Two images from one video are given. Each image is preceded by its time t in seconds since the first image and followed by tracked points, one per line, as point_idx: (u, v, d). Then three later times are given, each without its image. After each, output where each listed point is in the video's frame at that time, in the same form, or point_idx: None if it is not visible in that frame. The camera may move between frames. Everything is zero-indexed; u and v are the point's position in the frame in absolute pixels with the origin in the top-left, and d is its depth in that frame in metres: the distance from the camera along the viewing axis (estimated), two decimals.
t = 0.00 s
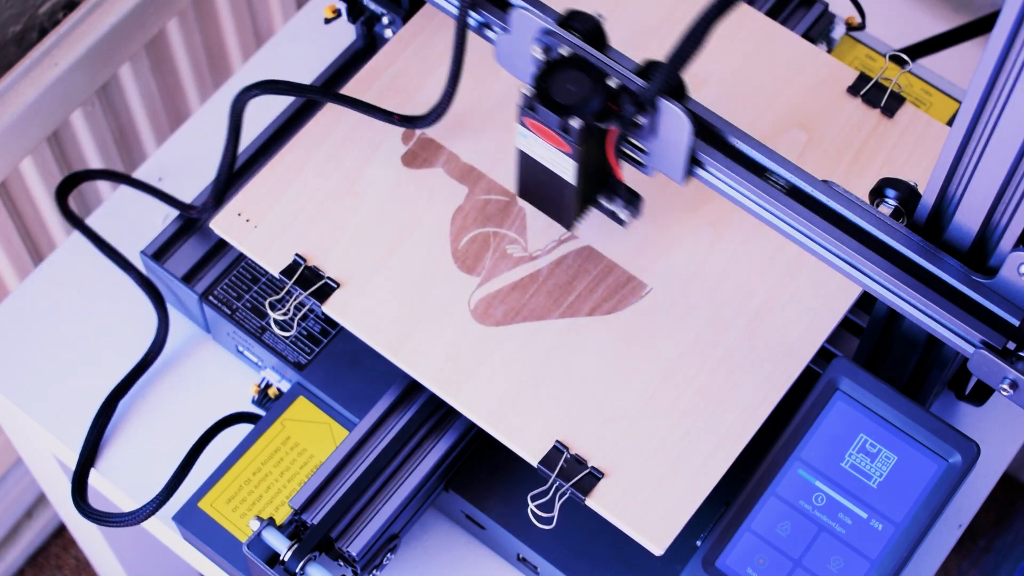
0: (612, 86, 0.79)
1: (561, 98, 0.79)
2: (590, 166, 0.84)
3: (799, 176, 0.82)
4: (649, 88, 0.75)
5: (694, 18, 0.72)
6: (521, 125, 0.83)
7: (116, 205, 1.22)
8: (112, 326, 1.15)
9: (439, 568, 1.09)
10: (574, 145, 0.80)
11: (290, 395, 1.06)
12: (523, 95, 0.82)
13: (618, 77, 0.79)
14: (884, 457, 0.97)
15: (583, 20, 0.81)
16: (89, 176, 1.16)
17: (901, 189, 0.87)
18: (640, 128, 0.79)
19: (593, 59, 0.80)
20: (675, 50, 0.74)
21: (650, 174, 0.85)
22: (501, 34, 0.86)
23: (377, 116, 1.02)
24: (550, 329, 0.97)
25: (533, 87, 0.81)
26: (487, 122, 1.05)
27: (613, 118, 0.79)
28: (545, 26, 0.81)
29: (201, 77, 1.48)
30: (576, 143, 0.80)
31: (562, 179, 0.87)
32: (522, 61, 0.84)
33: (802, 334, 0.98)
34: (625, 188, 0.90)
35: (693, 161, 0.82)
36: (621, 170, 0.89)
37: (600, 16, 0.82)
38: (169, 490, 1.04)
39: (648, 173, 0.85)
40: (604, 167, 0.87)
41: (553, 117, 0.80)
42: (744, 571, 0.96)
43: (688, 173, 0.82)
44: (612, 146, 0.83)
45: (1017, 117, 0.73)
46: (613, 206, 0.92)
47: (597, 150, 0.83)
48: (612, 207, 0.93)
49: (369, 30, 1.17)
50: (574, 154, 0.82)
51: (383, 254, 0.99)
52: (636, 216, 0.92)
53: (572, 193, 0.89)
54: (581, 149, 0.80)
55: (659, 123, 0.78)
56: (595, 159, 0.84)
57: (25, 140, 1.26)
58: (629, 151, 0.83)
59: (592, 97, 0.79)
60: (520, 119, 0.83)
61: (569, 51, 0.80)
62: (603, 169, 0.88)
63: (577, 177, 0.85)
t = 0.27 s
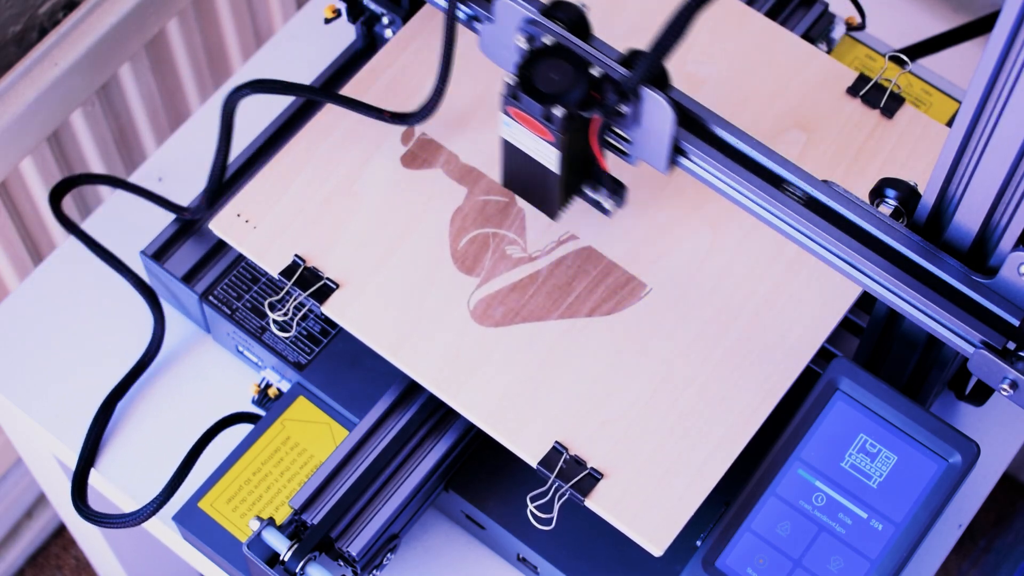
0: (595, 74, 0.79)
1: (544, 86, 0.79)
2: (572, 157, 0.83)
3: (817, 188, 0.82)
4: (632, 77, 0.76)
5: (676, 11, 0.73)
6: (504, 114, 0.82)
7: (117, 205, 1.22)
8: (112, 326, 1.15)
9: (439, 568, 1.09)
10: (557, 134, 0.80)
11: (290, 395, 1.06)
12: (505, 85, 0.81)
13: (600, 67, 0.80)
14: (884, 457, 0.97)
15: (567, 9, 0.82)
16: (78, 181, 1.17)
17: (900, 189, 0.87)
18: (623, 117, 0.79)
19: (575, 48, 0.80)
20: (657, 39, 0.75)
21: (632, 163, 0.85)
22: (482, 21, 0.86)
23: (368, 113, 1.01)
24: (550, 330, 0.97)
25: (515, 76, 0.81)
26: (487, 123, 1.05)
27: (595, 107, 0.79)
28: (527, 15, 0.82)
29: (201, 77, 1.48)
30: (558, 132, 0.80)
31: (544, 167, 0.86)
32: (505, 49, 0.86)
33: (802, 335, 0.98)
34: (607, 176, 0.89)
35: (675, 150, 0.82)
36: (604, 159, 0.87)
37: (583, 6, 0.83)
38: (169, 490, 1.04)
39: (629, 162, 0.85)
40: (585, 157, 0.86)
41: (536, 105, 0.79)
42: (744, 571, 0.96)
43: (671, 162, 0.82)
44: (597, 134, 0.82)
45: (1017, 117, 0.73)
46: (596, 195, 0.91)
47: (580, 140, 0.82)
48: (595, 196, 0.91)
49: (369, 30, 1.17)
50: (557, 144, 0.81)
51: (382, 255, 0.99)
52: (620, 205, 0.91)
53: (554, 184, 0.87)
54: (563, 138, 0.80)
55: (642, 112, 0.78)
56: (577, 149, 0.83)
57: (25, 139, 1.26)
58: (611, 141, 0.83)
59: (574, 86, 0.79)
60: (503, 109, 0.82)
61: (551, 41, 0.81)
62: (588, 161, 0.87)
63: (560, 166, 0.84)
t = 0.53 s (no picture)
0: (579, 64, 0.79)
1: (528, 75, 0.79)
2: (557, 145, 0.83)
3: (787, 168, 0.82)
4: (615, 66, 0.76)
5: None
6: (488, 104, 0.82)
7: (117, 205, 1.22)
8: (112, 326, 1.15)
9: (439, 568, 1.09)
10: (540, 123, 0.80)
11: (290, 395, 1.06)
12: (490, 75, 0.81)
13: (583, 56, 0.79)
14: (884, 458, 0.97)
15: None
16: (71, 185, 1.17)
17: (900, 189, 0.87)
18: (607, 107, 0.79)
19: (560, 38, 0.79)
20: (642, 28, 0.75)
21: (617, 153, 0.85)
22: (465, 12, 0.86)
23: (357, 108, 1.03)
24: (549, 330, 0.97)
25: (500, 66, 0.80)
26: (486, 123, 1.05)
27: (579, 95, 0.79)
28: (513, 5, 0.81)
29: (201, 77, 1.48)
30: (542, 121, 0.79)
31: (528, 156, 0.86)
32: (489, 40, 0.86)
33: (801, 335, 0.98)
34: (592, 165, 0.89)
35: (659, 140, 0.81)
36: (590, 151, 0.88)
37: None
38: (169, 490, 1.04)
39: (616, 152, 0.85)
40: (569, 146, 0.86)
41: (520, 95, 0.79)
42: (744, 571, 0.96)
43: (654, 151, 0.81)
44: (580, 122, 0.82)
45: (1018, 117, 0.73)
46: (581, 185, 0.90)
47: (564, 127, 0.82)
48: (580, 185, 0.90)
49: (369, 30, 1.17)
50: (541, 132, 0.81)
51: (382, 255, 0.99)
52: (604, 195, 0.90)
53: (539, 171, 0.87)
54: (547, 127, 0.80)
55: (626, 103, 0.78)
56: (561, 137, 0.83)
57: (25, 139, 1.26)
58: (597, 130, 0.83)
59: (558, 75, 0.79)
60: (487, 97, 0.82)
61: (535, 30, 0.80)
62: (573, 148, 0.87)
63: (544, 154, 0.84)
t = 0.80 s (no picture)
0: (562, 53, 0.78)
1: (511, 65, 0.78)
2: (542, 135, 0.82)
3: (785, 167, 0.82)
4: (598, 55, 0.75)
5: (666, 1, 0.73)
6: (472, 92, 0.82)
7: (117, 205, 1.22)
8: (112, 326, 1.15)
9: (439, 568, 1.09)
10: (523, 112, 0.79)
11: (290, 395, 1.06)
12: (473, 64, 0.80)
13: (567, 46, 0.78)
14: (884, 458, 0.97)
15: None
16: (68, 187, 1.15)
17: (900, 189, 0.87)
18: (590, 97, 0.78)
19: (542, 27, 0.79)
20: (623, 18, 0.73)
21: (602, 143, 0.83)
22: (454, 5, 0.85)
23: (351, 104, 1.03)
24: (549, 331, 0.97)
25: (483, 55, 0.80)
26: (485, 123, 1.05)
27: (562, 85, 0.78)
28: None
29: (201, 77, 1.48)
30: (525, 110, 0.79)
31: (513, 146, 0.85)
32: (473, 30, 0.83)
33: (801, 336, 0.98)
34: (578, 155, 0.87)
35: (644, 129, 0.81)
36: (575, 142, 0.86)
37: None
38: (168, 490, 1.04)
39: (602, 144, 0.84)
40: (555, 135, 0.84)
41: (503, 83, 0.78)
42: (744, 571, 0.96)
43: (640, 142, 0.81)
44: (565, 115, 0.81)
45: (1018, 117, 0.73)
46: (567, 174, 0.88)
47: (550, 120, 0.81)
48: (565, 175, 0.88)
49: (369, 30, 1.17)
50: (526, 122, 0.80)
51: (381, 256, 0.99)
52: (590, 183, 0.88)
53: (524, 160, 0.86)
54: (530, 116, 0.79)
55: (609, 92, 0.77)
56: (547, 129, 0.82)
57: (25, 139, 1.26)
58: (582, 120, 0.82)
59: (542, 65, 0.78)
60: (470, 86, 0.81)
61: (520, 20, 0.79)
62: (558, 139, 0.85)
63: (529, 143, 0.83)
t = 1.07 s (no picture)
0: (545, 42, 0.79)
1: (494, 54, 0.80)
2: (524, 123, 0.85)
3: (784, 166, 0.81)
4: (580, 45, 0.76)
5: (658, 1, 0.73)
6: (455, 81, 0.84)
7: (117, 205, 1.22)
8: (112, 327, 1.15)
9: (439, 568, 1.09)
10: (506, 100, 0.81)
11: (290, 395, 1.06)
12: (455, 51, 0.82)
13: (550, 35, 0.79)
14: (884, 458, 0.97)
15: None
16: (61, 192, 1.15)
17: (900, 189, 0.87)
18: (573, 85, 0.80)
19: (526, 16, 0.79)
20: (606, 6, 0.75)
21: (586, 132, 0.86)
22: None
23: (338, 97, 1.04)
24: (548, 331, 0.97)
25: (466, 45, 0.82)
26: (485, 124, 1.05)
27: (545, 74, 0.80)
28: None
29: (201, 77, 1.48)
30: (507, 99, 0.81)
31: (496, 134, 0.88)
32: (456, 19, 0.84)
33: (801, 337, 0.99)
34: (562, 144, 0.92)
35: (628, 119, 0.81)
36: (556, 130, 0.89)
37: None
38: (168, 490, 1.04)
39: (584, 132, 0.86)
40: (538, 126, 0.88)
41: (485, 72, 0.81)
42: (744, 571, 0.96)
43: (623, 132, 0.82)
44: (546, 105, 0.84)
45: (1017, 117, 0.73)
46: (553, 164, 0.93)
47: (530, 109, 0.84)
48: (552, 165, 0.93)
49: (369, 31, 1.17)
50: (507, 110, 0.83)
51: (381, 257, 0.99)
52: (574, 173, 0.93)
53: (507, 149, 0.89)
54: (513, 104, 0.81)
55: (592, 82, 0.78)
56: (529, 117, 0.85)
57: (25, 139, 1.26)
58: (565, 110, 0.84)
59: (524, 54, 0.79)
60: (453, 75, 0.84)
61: (503, 9, 0.80)
62: (540, 129, 0.88)
63: (511, 132, 0.86)
